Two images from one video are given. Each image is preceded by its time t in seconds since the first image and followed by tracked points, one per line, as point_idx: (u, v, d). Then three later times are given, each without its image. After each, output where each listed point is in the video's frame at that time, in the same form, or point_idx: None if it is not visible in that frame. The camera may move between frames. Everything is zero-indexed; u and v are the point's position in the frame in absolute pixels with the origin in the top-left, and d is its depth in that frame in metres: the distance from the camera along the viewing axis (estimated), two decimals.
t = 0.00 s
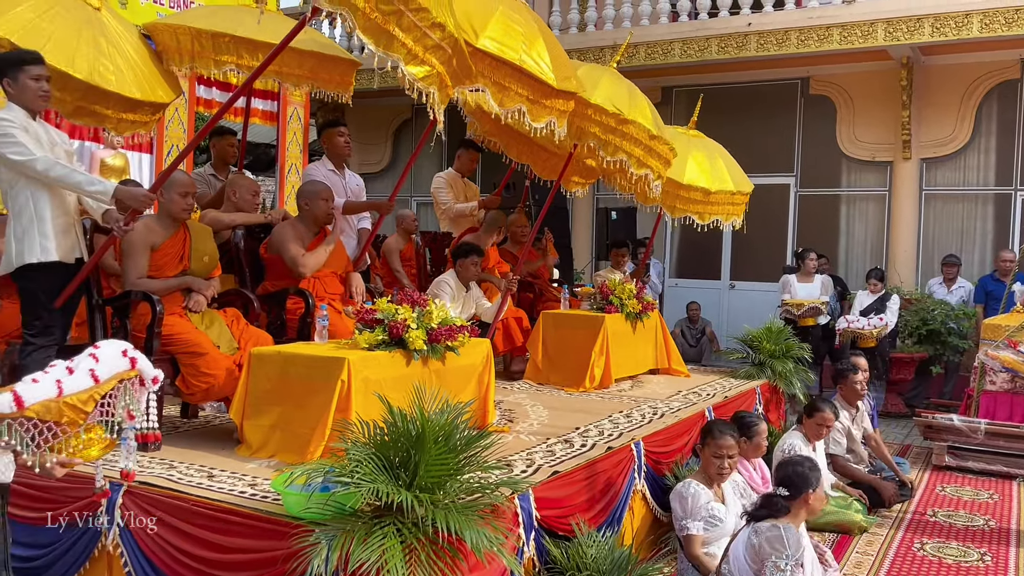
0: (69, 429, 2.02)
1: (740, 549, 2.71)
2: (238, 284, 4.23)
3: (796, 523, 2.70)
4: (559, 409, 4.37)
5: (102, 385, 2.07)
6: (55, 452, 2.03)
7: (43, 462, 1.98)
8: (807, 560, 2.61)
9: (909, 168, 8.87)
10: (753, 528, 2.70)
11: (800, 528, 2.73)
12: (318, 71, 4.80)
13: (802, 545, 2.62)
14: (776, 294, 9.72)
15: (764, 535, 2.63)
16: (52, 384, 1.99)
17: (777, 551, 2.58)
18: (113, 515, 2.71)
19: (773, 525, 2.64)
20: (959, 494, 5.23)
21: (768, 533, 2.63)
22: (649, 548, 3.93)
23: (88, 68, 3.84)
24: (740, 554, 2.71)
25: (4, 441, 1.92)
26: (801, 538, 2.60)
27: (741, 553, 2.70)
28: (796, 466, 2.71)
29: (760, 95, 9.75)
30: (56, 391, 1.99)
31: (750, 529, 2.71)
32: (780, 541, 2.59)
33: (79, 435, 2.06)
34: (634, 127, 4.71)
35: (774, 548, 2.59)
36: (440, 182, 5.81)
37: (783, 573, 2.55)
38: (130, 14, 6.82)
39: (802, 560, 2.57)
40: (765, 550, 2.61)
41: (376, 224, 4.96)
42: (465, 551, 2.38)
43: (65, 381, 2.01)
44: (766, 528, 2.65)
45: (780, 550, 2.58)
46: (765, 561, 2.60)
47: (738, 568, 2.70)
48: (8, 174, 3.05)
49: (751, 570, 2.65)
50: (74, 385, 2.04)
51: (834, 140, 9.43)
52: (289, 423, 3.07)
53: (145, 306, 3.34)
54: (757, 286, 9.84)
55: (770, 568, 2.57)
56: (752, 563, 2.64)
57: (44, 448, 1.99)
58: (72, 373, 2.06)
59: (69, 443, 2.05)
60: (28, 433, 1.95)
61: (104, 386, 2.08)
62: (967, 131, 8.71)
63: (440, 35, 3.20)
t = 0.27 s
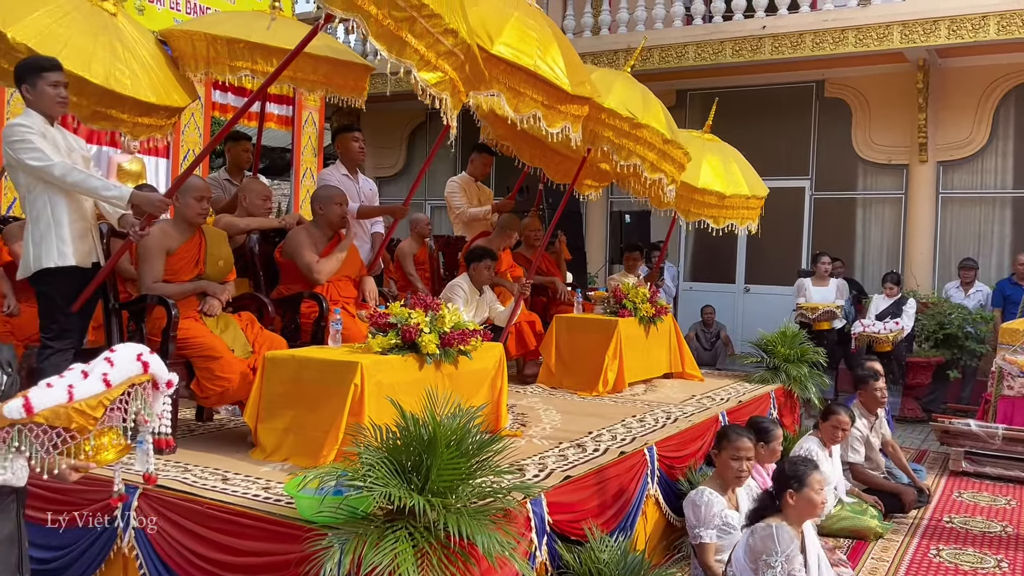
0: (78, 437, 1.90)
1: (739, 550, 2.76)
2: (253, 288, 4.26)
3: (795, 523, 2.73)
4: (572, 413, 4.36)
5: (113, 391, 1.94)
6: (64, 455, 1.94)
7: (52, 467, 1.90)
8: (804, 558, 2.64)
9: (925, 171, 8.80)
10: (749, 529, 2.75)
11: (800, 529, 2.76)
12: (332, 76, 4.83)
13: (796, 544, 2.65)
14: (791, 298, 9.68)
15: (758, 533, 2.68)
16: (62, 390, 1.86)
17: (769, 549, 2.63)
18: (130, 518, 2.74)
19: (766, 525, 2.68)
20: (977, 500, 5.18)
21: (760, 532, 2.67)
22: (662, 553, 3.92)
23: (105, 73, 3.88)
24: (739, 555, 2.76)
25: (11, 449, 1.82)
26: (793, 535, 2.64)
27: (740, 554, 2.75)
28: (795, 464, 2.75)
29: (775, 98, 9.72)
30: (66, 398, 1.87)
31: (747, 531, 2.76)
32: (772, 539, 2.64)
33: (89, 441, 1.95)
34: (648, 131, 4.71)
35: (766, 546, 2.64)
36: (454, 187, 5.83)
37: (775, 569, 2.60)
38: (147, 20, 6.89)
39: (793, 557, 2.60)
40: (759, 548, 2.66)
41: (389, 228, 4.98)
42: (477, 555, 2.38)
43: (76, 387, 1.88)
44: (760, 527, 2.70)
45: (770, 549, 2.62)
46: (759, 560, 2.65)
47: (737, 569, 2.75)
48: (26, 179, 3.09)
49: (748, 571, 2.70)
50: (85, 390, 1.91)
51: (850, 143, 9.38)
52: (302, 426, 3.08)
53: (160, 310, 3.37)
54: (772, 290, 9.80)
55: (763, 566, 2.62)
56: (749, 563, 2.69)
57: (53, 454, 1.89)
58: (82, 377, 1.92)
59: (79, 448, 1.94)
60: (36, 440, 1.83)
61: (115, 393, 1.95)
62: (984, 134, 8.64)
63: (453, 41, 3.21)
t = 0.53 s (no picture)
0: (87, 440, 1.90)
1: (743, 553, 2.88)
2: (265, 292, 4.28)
3: (794, 525, 2.84)
4: (583, 417, 4.35)
5: (123, 396, 1.94)
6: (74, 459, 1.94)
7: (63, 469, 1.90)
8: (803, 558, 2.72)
9: (941, 174, 8.73)
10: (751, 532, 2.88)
11: (800, 530, 2.87)
12: (344, 80, 4.84)
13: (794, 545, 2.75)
14: (805, 302, 9.63)
15: (756, 535, 2.82)
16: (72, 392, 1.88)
17: (765, 549, 2.75)
18: (142, 521, 2.76)
19: (763, 527, 2.80)
20: (993, 506, 5.14)
21: (758, 533, 2.80)
22: (673, 558, 3.90)
23: (119, 79, 3.91)
24: (743, 558, 2.89)
25: (24, 452, 1.80)
26: (789, 536, 2.74)
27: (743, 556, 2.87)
28: (792, 466, 2.87)
29: (788, 101, 9.68)
30: (77, 401, 1.88)
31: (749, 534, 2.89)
32: (767, 539, 2.75)
33: (99, 445, 1.95)
34: (661, 134, 4.70)
35: (762, 546, 2.76)
36: (466, 191, 5.83)
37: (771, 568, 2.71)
38: (162, 25, 6.94)
39: (790, 557, 2.70)
40: (756, 549, 2.78)
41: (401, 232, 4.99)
42: (487, 560, 2.38)
43: (87, 390, 1.90)
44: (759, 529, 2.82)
45: (767, 549, 2.74)
46: (758, 560, 2.77)
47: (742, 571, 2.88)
48: (41, 184, 3.11)
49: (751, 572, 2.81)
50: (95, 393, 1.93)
51: (864, 147, 9.33)
52: (313, 430, 3.09)
53: (173, 314, 3.39)
54: (785, 293, 9.75)
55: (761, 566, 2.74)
56: (749, 564, 2.82)
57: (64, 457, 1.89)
58: (93, 381, 1.93)
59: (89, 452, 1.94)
60: (47, 443, 1.84)
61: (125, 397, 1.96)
62: (1000, 137, 8.57)
63: (464, 46, 3.21)
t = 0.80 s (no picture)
0: (89, 443, 1.87)
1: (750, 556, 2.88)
2: (275, 295, 4.30)
3: (802, 528, 2.85)
4: (591, 421, 4.35)
5: (129, 399, 1.92)
6: (77, 461, 1.91)
7: (65, 472, 1.87)
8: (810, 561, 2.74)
9: (953, 177, 8.69)
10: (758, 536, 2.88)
11: (809, 533, 2.87)
12: (354, 84, 4.85)
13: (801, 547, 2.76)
14: (816, 305, 9.58)
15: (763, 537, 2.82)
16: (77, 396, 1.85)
17: (772, 552, 2.75)
18: (151, 523, 2.77)
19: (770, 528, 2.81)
20: (1006, 512, 5.08)
21: (765, 536, 2.81)
22: (683, 563, 3.88)
23: (130, 84, 3.93)
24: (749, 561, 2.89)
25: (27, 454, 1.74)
26: (797, 537, 2.74)
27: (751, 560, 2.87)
28: (796, 467, 2.89)
29: (799, 104, 9.64)
30: (81, 404, 1.85)
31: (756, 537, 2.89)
32: (775, 541, 2.76)
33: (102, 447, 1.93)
34: (671, 138, 4.69)
35: (769, 548, 2.77)
36: (475, 194, 5.83)
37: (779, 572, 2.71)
38: (173, 30, 6.99)
39: (797, 559, 2.72)
40: (764, 552, 2.78)
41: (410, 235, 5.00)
42: (495, 564, 2.38)
43: (91, 393, 1.86)
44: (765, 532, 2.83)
45: (774, 551, 2.75)
46: (765, 563, 2.77)
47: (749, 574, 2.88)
48: (52, 188, 3.13)
49: None
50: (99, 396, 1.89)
51: (875, 150, 9.29)
52: (322, 433, 3.09)
53: (183, 317, 3.40)
54: (796, 296, 9.71)
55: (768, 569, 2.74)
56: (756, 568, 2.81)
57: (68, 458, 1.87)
58: (101, 383, 1.91)
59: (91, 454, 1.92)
60: (50, 445, 1.80)
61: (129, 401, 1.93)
62: (1013, 140, 8.50)
63: (475, 51, 3.21)
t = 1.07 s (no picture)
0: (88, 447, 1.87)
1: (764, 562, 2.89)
2: (283, 299, 4.30)
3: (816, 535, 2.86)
4: (599, 425, 4.34)
5: (130, 405, 1.93)
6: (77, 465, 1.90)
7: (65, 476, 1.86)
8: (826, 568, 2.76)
9: (963, 181, 8.68)
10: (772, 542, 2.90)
11: (823, 540, 2.88)
12: (362, 89, 4.86)
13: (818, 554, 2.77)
14: (825, 309, 9.55)
15: (780, 545, 2.83)
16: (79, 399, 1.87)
17: (789, 560, 2.77)
18: (158, 528, 2.77)
19: (787, 536, 2.82)
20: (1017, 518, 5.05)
21: (782, 544, 2.82)
22: (691, 568, 3.87)
23: (140, 89, 3.94)
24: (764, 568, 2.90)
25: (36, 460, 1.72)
26: (815, 546, 2.77)
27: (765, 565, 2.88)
28: (811, 474, 2.88)
29: (808, 108, 9.61)
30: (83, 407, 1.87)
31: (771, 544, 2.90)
32: (793, 550, 2.78)
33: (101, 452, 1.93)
34: (679, 142, 4.68)
35: (787, 556, 2.78)
36: (483, 198, 5.83)
37: None
38: (182, 35, 7.01)
39: (816, 568, 2.74)
40: (781, 560, 2.80)
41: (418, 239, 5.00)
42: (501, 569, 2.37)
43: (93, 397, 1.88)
44: (781, 540, 2.84)
45: (793, 560, 2.76)
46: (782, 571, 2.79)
47: None
48: (61, 193, 3.14)
49: None
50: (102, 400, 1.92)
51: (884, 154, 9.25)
52: (329, 437, 3.09)
53: (190, 322, 3.41)
54: (805, 301, 9.68)
55: None
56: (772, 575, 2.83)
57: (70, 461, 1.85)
58: (105, 388, 1.93)
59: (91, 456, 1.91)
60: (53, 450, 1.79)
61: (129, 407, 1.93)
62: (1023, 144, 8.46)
63: (481, 55, 3.21)
